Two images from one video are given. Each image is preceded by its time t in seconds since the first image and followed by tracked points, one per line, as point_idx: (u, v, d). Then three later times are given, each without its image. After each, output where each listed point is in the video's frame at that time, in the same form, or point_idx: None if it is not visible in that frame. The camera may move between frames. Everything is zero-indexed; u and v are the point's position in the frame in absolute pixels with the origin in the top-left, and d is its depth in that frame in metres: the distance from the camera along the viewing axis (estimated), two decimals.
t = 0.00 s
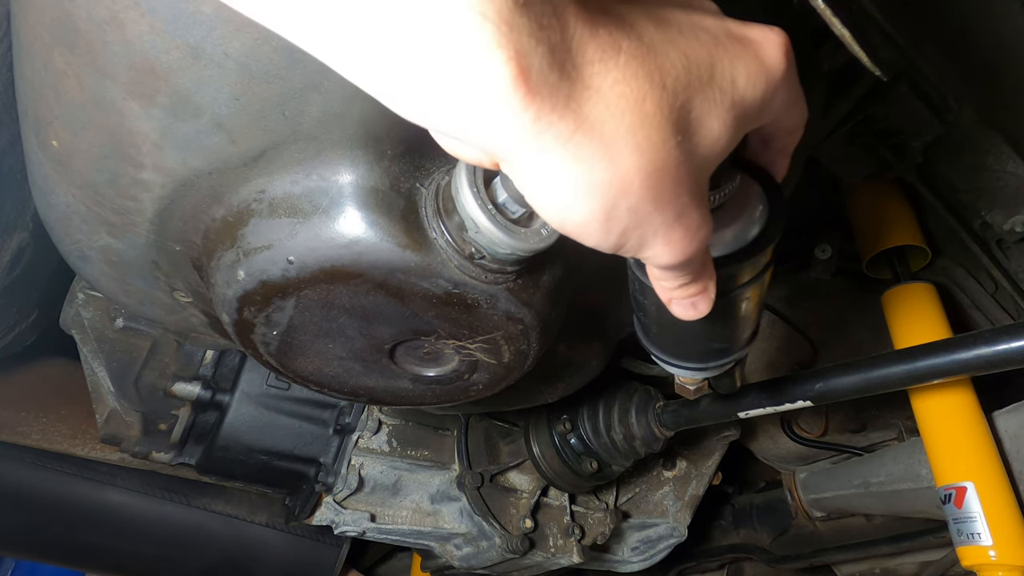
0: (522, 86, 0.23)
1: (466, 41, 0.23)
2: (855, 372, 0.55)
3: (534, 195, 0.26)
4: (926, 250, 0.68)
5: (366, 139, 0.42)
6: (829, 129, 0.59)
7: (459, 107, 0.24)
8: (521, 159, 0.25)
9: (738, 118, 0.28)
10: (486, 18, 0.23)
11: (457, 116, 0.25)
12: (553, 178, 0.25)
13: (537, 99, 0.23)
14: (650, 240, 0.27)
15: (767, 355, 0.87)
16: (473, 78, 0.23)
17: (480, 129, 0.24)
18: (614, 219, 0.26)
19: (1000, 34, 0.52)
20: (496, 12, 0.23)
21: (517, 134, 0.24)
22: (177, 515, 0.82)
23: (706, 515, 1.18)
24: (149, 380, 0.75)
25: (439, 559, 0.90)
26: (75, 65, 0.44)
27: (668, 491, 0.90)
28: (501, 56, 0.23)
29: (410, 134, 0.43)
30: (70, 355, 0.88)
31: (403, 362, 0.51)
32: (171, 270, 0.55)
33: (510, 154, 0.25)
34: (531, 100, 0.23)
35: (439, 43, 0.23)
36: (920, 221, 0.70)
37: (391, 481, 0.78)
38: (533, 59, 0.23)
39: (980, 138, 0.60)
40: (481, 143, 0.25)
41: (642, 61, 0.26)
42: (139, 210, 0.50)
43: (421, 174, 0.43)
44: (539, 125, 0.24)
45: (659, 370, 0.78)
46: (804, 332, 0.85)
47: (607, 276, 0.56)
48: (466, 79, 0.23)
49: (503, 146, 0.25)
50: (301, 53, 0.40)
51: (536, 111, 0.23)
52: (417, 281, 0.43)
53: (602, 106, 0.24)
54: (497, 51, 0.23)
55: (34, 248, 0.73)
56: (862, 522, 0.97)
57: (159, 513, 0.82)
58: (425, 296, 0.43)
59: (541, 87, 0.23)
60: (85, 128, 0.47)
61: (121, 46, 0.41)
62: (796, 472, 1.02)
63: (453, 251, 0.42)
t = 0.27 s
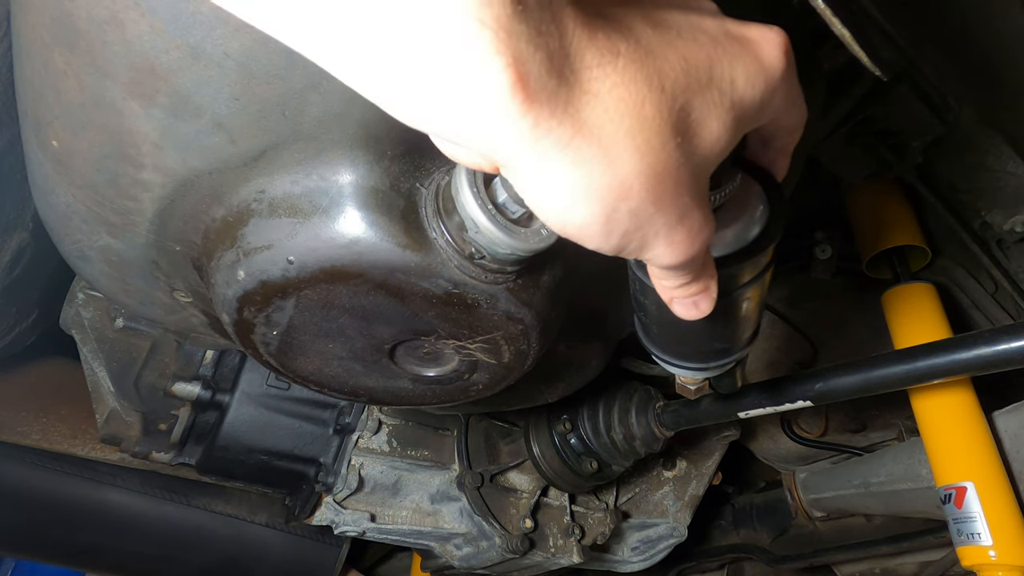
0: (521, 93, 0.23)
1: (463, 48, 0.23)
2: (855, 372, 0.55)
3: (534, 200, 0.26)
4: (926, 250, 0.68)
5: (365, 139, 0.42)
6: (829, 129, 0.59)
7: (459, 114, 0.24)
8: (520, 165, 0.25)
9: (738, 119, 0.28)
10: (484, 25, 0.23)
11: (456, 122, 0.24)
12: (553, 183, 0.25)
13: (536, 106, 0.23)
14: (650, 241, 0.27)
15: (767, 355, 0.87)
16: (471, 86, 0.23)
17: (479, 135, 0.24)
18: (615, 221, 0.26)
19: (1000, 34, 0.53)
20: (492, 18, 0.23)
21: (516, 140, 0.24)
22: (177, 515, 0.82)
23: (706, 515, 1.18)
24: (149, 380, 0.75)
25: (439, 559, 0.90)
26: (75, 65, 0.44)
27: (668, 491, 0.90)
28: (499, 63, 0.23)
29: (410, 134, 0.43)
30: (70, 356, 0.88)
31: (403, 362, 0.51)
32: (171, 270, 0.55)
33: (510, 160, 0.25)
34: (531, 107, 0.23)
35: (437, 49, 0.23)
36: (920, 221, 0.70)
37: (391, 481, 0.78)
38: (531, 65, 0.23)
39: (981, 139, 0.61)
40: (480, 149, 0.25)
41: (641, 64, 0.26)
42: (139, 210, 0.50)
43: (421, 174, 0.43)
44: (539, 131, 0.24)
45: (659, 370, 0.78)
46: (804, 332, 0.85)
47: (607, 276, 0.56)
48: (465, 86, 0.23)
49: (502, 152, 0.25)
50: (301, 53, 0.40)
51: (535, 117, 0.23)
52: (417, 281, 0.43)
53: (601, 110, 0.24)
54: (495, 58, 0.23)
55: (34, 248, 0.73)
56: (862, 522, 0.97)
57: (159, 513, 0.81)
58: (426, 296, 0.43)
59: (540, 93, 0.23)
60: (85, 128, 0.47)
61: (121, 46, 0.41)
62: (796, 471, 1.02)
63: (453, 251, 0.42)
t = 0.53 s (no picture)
0: (517, 79, 0.23)
1: (460, 34, 0.23)
2: (855, 372, 0.55)
3: (530, 191, 0.26)
4: (926, 250, 0.68)
5: (365, 139, 0.42)
6: (829, 129, 0.59)
7: (455, 102, 0.24)
8: (516, 154, 0.25)
9: (737, 117, 0.28)
10: (479, 9, 0.23)
11: (453, 111, 0.25)
12: (547, 174, 0.25)
13: (532, 93, 0.23)
14: (645, 240, 0.27)
15: (766, 355, 0.87)
16: (468, 72, 0.23)
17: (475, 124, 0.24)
18: (609, 217, 0.26)
19: (1000, 34, 0.51)
20: (491, 5, 0.23)
21: (512, 128, 0.24)
22: (177, 515, 0.82)
23: (706, 515, 1.18)
24: (149, 380, 0.75)
25: (439, 559, 0.90)
26: (75, 65, 0.44)
27: (668, 491, 0.90)
28: (496, 48, 0.23)
29: (410, 134, 0.43)
30: (70, 356, 0.88)
31: (403, 362, 0.51)
32: (171, 270, 0.55)
33: (506, 149, 0.25)
34: (527, 94, 0.23)
35: (434, 35, 0.23)
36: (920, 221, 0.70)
37: (391, 481, 0.78)
38: (528, 52, 0.23)
39: (981, 139, 0.60)
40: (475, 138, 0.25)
41: (638, 56, 0.26)
42: (139, 210, 0.50)
43: (421, 174, 0.43)
44: (534, 120, 0.24)
45: (659, 370, 0.78)
46: (804, 332, 0.85)
47: (607, 275, 0.56)
48: (461, 72, 0.23)
49: (498, 140, 0.25)
50: (301, 53, 0.40)
51: (530, 105, 0.24)
52: (417, 281, 0.43)
53: (598, 101, 0.24)
54: (492, 44, 0.23)
55: (34, 248, 0.73)
56: (862, 522, 0.97)
57: (159, 513, 0.81)
58: (425, 296, 0.43)
59: (536, 81, 0.23)
60: (85, 128, 0.47)
61: (121, 46, 0.41)
62: (796, 472, 1.02)
63: (453, 251, 0.42)
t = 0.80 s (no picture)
0: (516, 83, 0.23)
1: (458, 40, 0.23)
2: (855, 372, 0.55)
3: (531, 195, 0.26)
4: (926, 250, 0.68)
5: (366, 139, 0.42)
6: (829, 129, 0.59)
7: (454, 106, 0.24)
8: (516, 158, 0.25)
9: (736, 116, 0.28)
10: (478, 15, 0.23)
11: (452, 116, 0.25)
12: (548, 177, 0.25)
13: (530, 97, 0.23)
14: (647, 237, 0.27)
15: (766, 355, 0.87)
16: (467, 78, 0.23)
17: (474, 128, 0.24)
18: (611, 217, 0.26)
19: (1000, 34, 0.50)
20: (489, 12, 0.23)
21: (511, 132, 0.24)
22: (177, 515, 0.82)
23: (706, 515, 1.18)
24: (149, 380, 0.75)
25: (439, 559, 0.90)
26: (75, 65, 0.44)
27: (668, 491, 0.90)
28: (495, 54, 0.23)
29: (410, 134, 0.43)
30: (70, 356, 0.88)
31: (403, 362, 0.51)
32: (171, 270, 0.55)
33: (506, 153, 0.25)
34: (526, 98, 0.23)
35: (433, 42, 0.23)
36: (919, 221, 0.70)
37: (391, 481, 0.78)
38: (527, 56, 0.23)
39: (980, 138, 0.60)
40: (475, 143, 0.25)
41: (637, 57, 0.26)
42: (139, 210, 0.50)
43: (421, 174, 0.43)
44: (533, 123, 0.24)
45: (659, 370, 0.78)
46: (804, 332, 0.85)
47: (608, 275, 0.56)
48: (459, 77, 0.23)
49: (497, 144, 0.25)
50: (301, 53, 0.40)
51: (529, 108, 0.24)
52: (417, 281, 0.43)
53: (596, 103, 0.24)
54: (491, 49, 0.23)
55: (34, 248, 0.73)
56: (862, 522, 0.97)
57: (159, 513, 0.81)
58: (425, 296, 0.43)
59: (535, 84, 0.23)
60: (85, 128, 0.47)
61: (121, 46, 0.41)
62: (796, 472, 1.02)
63: (453, 251, 0.42)
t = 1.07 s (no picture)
0: (511, 73, 0.23)
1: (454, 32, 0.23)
2: (855, 372, 0.55)
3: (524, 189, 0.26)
4: (926, 250, 0.68)
5: (365, 139, 0.42)
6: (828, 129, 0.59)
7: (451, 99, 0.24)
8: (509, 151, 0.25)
9: (733, 110, 0.28)
10: (473, 5, 0.23)
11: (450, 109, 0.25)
12: (541, 171, 0.25)
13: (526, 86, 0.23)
14: (640, 233, 0.27)
15: (766, 356, 0.87)
16: (461, 65, 0.23)
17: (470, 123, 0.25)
18: (602, 211, 0.26)
19: (1000, 34, 0.49)
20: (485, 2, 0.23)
21: (505, 123, 0.24)
22: (177, 515, 0.82)
23: (706, 515, 1.18)
24: (149, 380, 0.75)
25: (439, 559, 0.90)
26: (75, 65, 0.44)
27: (668, 491, 0.90)
28: (490, 44, 0.23)
29: (410, 134, 0.43)
30: (70, 356, 0.88)
31: (403, 362, 0.51)
32: (171, 270, 0.55)
33: (501, 144, 0.25)
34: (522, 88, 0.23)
35: (427, 33, 0.23)
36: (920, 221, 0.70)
37: (391, 481, 0.78)
38: (522, 47, 0.23)
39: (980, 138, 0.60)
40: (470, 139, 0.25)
41: (633, 51, 0.26)
42: (139, 210, 0.50)
43: (421, 174, 0.43)
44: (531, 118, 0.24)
45: (659, 370, 0.78)
46: (804, 332, 0.85)
47: (608, 276, 0.56)
48: (448, 59, 0.23)
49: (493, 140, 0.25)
50: (300, 53, 0.40)
51: (524, 98, 0.24)
52: (417, 281, 0.43)
53: (592, 95, 0.24)
54: (485, 39, 0.23)
55: (34, 248, 0.73)
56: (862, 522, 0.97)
57: (159, 513, 0.82)
58: (425, 296, 0.43)
59: (530, 74, 0.23)
60: (85, 128, 0.47)
61: (122, 46, 0.41)
62: (796, 472, 1.02)
63: (453, 251, 0.42)
